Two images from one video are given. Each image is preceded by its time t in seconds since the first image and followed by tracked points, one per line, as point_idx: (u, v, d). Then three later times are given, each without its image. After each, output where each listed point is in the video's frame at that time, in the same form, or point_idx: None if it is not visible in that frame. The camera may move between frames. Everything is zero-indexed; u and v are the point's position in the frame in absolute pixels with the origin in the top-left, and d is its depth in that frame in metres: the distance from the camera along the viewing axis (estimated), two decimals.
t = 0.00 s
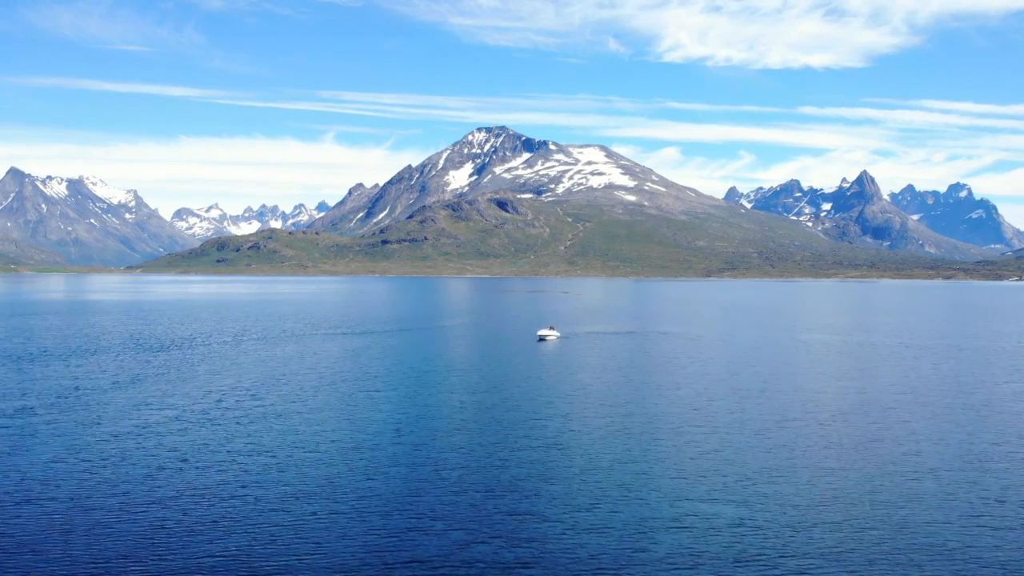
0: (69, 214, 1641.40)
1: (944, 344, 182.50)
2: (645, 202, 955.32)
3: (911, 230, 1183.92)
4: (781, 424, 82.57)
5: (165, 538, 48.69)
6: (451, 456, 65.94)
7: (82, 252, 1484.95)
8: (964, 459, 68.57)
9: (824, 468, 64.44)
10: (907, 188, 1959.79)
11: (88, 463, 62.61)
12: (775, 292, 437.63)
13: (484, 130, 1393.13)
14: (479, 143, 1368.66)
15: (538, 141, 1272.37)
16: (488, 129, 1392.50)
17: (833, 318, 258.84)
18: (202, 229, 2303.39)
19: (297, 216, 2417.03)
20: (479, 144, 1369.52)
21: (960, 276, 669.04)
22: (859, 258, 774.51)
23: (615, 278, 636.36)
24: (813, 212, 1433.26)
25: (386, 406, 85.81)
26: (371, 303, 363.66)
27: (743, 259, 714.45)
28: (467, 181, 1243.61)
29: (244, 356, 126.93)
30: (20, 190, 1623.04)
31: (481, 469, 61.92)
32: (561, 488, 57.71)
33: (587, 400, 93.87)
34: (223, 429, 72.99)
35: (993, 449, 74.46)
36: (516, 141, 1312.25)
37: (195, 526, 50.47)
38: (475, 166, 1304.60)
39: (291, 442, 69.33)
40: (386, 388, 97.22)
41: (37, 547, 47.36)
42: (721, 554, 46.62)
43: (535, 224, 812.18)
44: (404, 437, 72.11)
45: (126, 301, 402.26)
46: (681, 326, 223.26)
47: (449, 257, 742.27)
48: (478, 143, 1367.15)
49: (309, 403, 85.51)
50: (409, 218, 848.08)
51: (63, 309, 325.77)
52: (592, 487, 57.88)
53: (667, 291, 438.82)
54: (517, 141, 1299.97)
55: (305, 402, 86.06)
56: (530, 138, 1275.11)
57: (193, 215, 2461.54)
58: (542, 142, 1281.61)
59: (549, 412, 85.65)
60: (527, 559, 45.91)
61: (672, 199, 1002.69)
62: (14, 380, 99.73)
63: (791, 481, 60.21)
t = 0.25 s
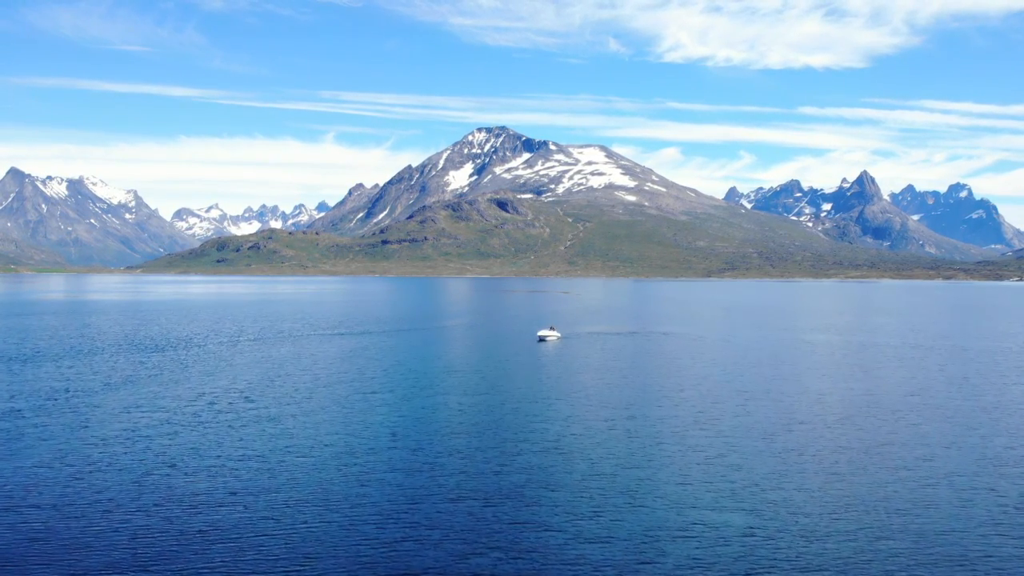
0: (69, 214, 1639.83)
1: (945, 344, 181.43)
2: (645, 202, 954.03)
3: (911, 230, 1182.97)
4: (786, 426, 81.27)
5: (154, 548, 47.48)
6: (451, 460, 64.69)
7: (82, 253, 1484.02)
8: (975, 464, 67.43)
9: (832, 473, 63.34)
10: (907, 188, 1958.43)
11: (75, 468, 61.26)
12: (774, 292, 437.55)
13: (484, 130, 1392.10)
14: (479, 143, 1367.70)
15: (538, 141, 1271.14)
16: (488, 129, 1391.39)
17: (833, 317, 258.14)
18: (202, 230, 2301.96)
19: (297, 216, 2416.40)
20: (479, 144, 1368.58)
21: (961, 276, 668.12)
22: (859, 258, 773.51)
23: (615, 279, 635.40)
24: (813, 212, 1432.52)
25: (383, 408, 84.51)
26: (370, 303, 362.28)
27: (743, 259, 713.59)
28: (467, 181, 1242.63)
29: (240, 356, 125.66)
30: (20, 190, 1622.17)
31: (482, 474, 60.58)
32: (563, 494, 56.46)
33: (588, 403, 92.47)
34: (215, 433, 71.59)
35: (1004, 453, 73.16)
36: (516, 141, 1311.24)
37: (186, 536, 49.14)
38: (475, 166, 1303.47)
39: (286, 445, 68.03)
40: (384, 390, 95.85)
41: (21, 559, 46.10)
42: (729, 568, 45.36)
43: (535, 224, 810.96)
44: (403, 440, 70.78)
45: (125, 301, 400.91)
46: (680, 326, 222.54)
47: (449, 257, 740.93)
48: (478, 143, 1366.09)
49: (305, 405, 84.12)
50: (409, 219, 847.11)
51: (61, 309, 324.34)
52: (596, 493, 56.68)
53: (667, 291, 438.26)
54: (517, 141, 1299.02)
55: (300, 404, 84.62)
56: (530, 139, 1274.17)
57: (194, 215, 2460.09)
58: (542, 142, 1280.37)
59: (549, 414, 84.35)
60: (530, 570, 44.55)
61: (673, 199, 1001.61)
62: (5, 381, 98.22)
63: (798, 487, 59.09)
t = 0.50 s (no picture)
0: (69, 214, 1639.66)
1: (947, 345, 179.55)
2: (645, 202, 951.79)
3: (911, 230, 1181.32)
4: (792, 429, 79.05)
5: (134, 559, 45.63)
6: (447, 466, 62.33)
7: (82, 253, 1485.08)
8: (991, 469, 65.26)
9: (844, 478, 61.24)
10: (907, 188, 1956.38)
11: (56, 472, 59.19)
12: (774, 292, 436.74)
13: (484, 130, 1390.13)
14: (479, 143, 1366.70)
15: (538, 141, 1269.02)
16: (488, 129, 1389.53)
17: (834, 317, 256.69)
18: (203, 230, 2302.39)
19: (297, 216, 2416.87)
20: (479, 144, 1367.45)
21: (961, 276, 666.26)
22: (859, 258, 772.16)
23: (615, 279, 634.21)
24: (813, 212, 1431.83)
25: (378, 410, 82.32)
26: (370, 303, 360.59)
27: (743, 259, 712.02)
28: (467, 181, 1241.44)
29: (235, 357, 123.48)
30: (20, 189, 1620.05)
31: (480, 481, 58.29)
32: (564, 501, 54.20)
33: (589, 404, 90.20)
34: (201, 436, 69.36)
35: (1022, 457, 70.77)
36: (516, 141, 1309.29)
37: (167, 546, 47.28)
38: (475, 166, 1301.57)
39: (275, 450, 65.64)
40: (380, 391, 93.64)
41: None
42: None
43: (535, 224, 808.95)
44: (397, 445, 68.50)
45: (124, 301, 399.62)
46: (681, 326, 220.90)
47: (449, 257, 739.02)
48: (478, 143, 1364.84)
49: (298, 407, 81.95)
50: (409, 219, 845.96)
51: (60, 309, 323.27)
52: (599, 501, 54.44)
53: (668, 291, 436.03)
54: (517, 141, 1297.68)
55: (294, 406, 82.46)
56: (530, 139, 1272.85)
57: (194, 216, 2463.25)
58: (543, 142, 1278.31)
59: (548, 417, 82.21)
60: None
61: (673, 199, 999.93)
62: None
63: (808, 494, 56.98)
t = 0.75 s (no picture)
0: (69, 215, 1638.26)
1: (947, 345, 179.43)
2: (645, 202, 951.23)
3: (912, 231, 1180.58)
4: (797, 431, 79.10)
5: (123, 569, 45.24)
6: (452, 470, 62.28)
7: (82, 253, 1483.29)
8: (1001, 472, 65.59)
9: (849, 485, 61.12)
10: (907, 188, 1954.86)
11: (42, 478, 58.59)
12: (773, 291, 436.74)
13: (484, 130, 1388.47)
14: (479, 143, 1365.94)
15: (538, 141, 1267.59)
16: (488, 129, 1387.92)
17: (833, 317, 256.71)
18: (203, 230, 2301.41)
19: (297, 216, 2416.33)
20: (479, 144, 1366.57)
21: (961, 276, 665.72)
22: (859, 258, 771.42)
23: (615, 279, 633.66)
24: (813, 212, 1430.90)
25: (375, 412, 81.91)
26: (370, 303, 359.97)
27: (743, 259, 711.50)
28: (467, 181, 1240.73)
29: (230, 358, 122.46)
30: (19, 189, 1617.58)
31: (487, 486, 58.32)
32: (571, 509, 54.33)
33: (590, 406, 90.07)
34: (192, 439, 68.77)
35: None
36: (516, 141, 1307.89)
37: (158, 555, 46.95)
38: (475, 166, 1300.36)
39: (271, 455, 65.09)
40: (376, 393, 93.08)
41: None
42: None
43: (535, 225, 807.89)
44: (398, 448, 68.32)
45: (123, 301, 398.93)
46: (681, 326, 220.86)
47: (450, 257, 738.09)
48: (478, 143, 1364.13)
49: (293, 410, 81.35)
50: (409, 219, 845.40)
51: (59, 309, 322.50)
52: (609, 509, 54.61)
53: (668, 291, 435.42)
54: (517, 141, 1296.94)
55: (288, 409, 81.87)
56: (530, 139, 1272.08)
57: (194, 216, 2462.65)
58: (543, 142, 1276.75)
59: (548, 419, 82.00)
60: None
61: (673, 199, 999.29)
62: None
63: (819, 503, 57.24)
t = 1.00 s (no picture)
0: (69, 215, 1636.68)
1: (953, 345, 177.77)
2: (645, 202, 950.02)
3: (912, 231, 1179.27)
4: (804, 435, 77.53)
5: None
6: (452, 476, 61.00)
7: (82, 253, 1481.47)
8: (1014, 478, 64.15)
9: (865, 491, 59.84)
10: (907, 189, 1953.35)
11: (22, 483, 57.18)
12: (774, 292, 436.27)
13: (484, 130, 1387.39)
14: (479, 143, 1364.60)
15: (538, 141, 1266.70)
16: (488, 129, 1386.90)
17: (835, 318, 255.93)
18: (202, 230, 2300.34)
19: (297, 216, 2415.57)
20: (479, 144, 1365.20)
21: (962, 276, 664.38)
22: (860, 258, 770.45)
23: (616, 279, 632.30)
24: (813, 212, 1429.57)
25: (375, 415, 80.81)
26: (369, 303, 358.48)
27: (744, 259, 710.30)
28: (468, 181, 1239.34)
29: (223, 359, 120.91)
30: (20, 189, 1616.26)
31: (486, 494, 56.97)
32: (574, 519, 52.88)
33: (593, 407, 88.74)
34: (179, 444, 67.44)
35: None
36: (516, 141, 1306.69)
37: (143, 564, 45.54)
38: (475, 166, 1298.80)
39: (259, 460, 63.87)
40: (373, 395, 91.76)
41: None
42: None
43: (536, 225, 806.67)
44: (397, 452, 67.13)
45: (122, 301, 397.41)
46: (682, 326, 219.68)
47: (450, 257, 736.64)
48: (478, 143, 1362.87)
49: (288, 413, 79.79)
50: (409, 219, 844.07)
51: (57, 309, 320.95)
52: (615, 518, 53.37)
53: (669, 291, 434.01)
54: (518, 141, 1295.62)
55: (283, 411, 80.34)
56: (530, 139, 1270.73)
57: (194, 216, 2461.65)
58: (543, 142, 1275.78)
59: (549, 422, 80.61)
60: None
61: (673, 199, 998.06)
62: None
63: (829, 509, 55.88)
